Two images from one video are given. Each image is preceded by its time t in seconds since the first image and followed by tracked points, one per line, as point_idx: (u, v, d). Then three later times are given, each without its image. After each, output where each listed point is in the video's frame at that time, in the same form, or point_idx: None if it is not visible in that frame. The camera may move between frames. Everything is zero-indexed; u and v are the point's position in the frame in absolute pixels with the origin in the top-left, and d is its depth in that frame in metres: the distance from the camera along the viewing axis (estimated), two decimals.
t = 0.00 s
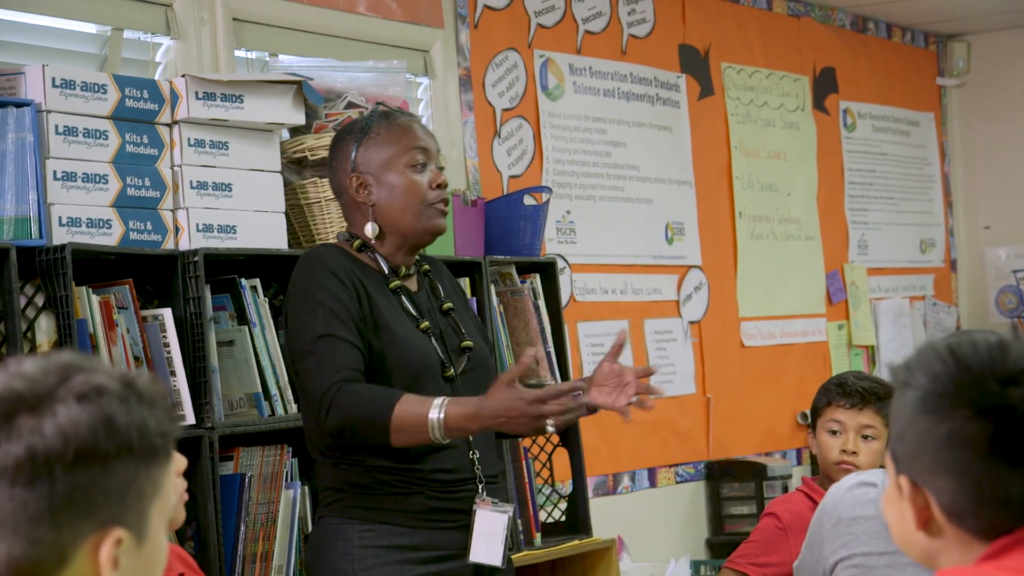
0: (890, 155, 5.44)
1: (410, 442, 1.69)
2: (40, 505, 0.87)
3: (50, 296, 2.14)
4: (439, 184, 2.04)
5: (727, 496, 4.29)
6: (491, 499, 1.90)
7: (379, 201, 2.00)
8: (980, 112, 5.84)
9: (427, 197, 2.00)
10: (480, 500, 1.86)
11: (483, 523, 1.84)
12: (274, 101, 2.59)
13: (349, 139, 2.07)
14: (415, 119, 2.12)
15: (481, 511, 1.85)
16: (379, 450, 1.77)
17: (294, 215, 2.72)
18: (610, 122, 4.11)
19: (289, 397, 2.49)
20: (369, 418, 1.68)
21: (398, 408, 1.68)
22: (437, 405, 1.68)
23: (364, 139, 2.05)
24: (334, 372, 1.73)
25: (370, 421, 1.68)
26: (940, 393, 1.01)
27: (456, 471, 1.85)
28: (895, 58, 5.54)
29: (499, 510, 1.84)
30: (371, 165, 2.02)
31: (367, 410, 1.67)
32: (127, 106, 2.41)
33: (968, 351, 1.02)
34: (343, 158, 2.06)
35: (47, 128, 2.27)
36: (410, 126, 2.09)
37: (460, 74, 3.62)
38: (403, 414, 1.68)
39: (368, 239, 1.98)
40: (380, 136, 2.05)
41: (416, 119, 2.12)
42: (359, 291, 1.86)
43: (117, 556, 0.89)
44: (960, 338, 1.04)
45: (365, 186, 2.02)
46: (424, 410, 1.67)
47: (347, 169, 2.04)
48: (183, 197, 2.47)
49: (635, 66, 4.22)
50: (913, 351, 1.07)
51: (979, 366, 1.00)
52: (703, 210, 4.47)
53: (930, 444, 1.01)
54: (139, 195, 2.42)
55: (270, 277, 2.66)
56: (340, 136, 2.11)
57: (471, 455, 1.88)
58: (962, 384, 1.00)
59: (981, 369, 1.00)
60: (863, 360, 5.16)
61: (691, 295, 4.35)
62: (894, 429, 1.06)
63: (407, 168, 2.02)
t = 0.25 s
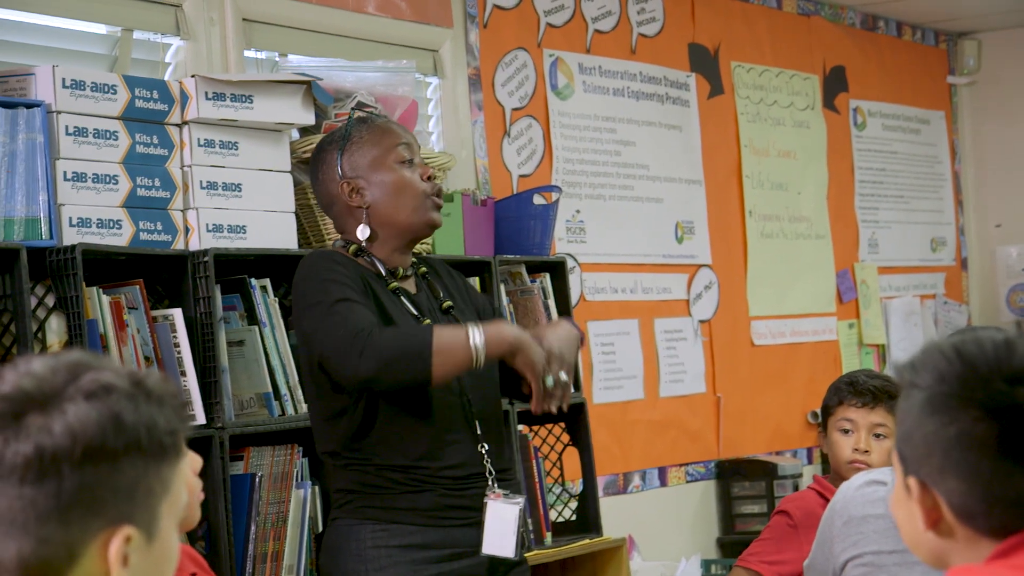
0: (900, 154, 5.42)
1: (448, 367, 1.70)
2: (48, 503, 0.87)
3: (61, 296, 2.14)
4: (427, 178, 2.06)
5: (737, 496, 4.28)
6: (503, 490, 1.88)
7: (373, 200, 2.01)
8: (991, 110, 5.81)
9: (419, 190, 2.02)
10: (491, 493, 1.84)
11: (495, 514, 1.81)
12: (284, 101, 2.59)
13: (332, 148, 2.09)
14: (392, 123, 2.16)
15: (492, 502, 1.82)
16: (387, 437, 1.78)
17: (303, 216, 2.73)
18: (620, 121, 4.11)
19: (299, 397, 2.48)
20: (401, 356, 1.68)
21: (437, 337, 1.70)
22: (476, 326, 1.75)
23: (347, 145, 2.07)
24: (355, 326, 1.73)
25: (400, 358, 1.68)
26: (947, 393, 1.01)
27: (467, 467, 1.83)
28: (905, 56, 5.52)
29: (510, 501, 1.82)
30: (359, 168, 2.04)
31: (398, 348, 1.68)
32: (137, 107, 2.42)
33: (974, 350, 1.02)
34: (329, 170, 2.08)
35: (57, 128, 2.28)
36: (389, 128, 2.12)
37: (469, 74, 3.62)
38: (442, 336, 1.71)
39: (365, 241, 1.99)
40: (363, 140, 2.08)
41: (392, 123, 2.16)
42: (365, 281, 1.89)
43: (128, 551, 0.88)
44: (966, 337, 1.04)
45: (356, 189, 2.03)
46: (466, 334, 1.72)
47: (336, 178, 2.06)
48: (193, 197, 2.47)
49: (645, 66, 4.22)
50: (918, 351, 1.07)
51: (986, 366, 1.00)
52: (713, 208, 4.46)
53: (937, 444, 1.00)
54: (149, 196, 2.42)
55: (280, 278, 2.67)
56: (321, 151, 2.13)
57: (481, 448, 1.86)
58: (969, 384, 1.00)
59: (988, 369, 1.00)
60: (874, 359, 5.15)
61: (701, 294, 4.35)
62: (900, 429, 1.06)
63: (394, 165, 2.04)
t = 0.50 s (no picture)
0: (912, 151, 5.40)
1: (459, 300, 1.72)
2: (54, 500, 0.87)
3: (73, 296, 2.15)
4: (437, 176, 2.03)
5: (749, 494, 4.27)
6: (514, 485, 1.86)
7: (383, 199, 1.99)
8: (1003, 108, 5.78)
9: (429, 189, 2.00)
10: (504, 489, 1.82)
11: (507, 510, 1.80)
12: (295, 100, 2.59)
13: (341, 147, 2.07)
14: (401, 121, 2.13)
15: (504, 498, 1.81)
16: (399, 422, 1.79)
17: (315, 215, 2.73)
18: (631, 120, 4.10)
19: (311, 396, 2.49)
20: (414, 308, 1.68)
21: (442, 278, 1.73)
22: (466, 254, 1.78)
23: (356, 144, 2.04)
24: (366, 295, 1.73)
25: (414, 311, 1.68)
26: (961, 390, 1.00)
27: (479, 464, 1.82)
28: (916, 54, 5.50)
29: (523, 497, 1.81)
30: (368, 167, 2.02)
31: (411, 300, 1.69)
32: (149, 107, 2.42)
33: (991, 347, 1.01)
34: (338, 167, 2.06)
35: (69, 129, 2.29)
36: (398, 127, 2.09)
37: (480, 73, 3.61)
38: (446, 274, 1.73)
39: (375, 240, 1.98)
40: (373, 139, 2.05)
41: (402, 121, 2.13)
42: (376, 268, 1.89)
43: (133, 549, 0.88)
44: (983, 333, 1.03)
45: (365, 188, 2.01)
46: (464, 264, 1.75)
47: (345, 176, 2.03)
48: (205, 197, 2.48)
49: (656, 64, 4.21)
50: (934, 347, 1.06)
51: (1002, 364, 0.99)
52: (725, 207, 4.45)
53: (952, 442, 0.99)
54: (161, 196, 2.42)
55: (291, 277, 2.66)
56: (331, 148, 2.11)
57: (492, 444, 1.85)
58: (984, 382, 0.99)
59: (1004, 367, 0.99)
60: (886, 357, 5.13)
61: (713, 293, 4.34)
62: (917, 426, 1.05)
63: (404, 164, 2.01)
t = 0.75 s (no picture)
0: (924, 149, 5.37)
1: (477, 260, 1.68)
2: (55, 492, 0.87)
3: (85, 296, 2.16)
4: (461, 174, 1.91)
5: (762, 493, 4.25)
6: (523, 485, 1.84)
7: (405, 194, 1.87)
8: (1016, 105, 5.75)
9: (453, 187, 1.88)
10: (513, 488, 1.80)
11: (514, 509, 1.77)
12: (306, 100, 2.59)
13: (364, 135, 1.93)
14: (427, 112, 1.99)
15: (512, 497, 1.78)
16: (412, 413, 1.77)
17: (326, 215, 2.73)
18: (642, 118, 4.09)
19: (323, 395, 2.49)
20: (430, 278, 1.64)
21: (453, 243, 1.67)
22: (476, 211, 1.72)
23: (380, 133, 1.91)
24: (384, 276, 1.70)
25: (431, 285, 1.64)
26: (977, 387, 0.99)
27: (488, 462, 1.80)
28: (928, 52, 5.47)
29: (531, 497, 1.77)
30: (392, 159, 1.89)
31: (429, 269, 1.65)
32: (160, 106, 2.42)
33: (1005, 344, 1.00)
34: (360, 155, 1.93)
35: (81, 129, 2.29)
36: (425, 117, 1.95)
37: (491, 72, 3.61)
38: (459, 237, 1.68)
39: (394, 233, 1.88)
40: (398, 129, 1.92)
41: (428, 112, 1.99)
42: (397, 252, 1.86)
43: (140, 531, 0.86)
44: (997, 331, 1.03)
45: (388, 180, 1.89)
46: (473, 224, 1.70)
47: (367, 165, 1.91)
48: (216, 196, 2.48)
49: (667, 63, 4.20)
50: (951, 344, 1.05)
51: (1017, 360, 0.99)
52: (736, 205, 4.43)
53: (968, 439, 0.98)
54: (173, 195, 2.43)
55: (303, 276, 2.66)
56: (353, 133, 1.97)
57: (501, 443, 1.83)
58: (999, 379, 0.98)
59: (1019, 364, 0.99)
60: (898, 355, 5.10)
61: (724, 291, 4.32)
62: (933, 424, 1.04)
63: (430, 159, 1.89)
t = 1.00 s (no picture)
0: (935, 147, 5.35)
1: (459, 293, 1.61)
2: (61, 490, 0.86)
3: (98, 295, 2.17)
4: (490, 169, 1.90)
5: (773, 491, 4.25)
6: (534, 491, 1.83)
7: (434, 186, 1.86)
8: None
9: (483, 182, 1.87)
10: (523, 493, 1.80)
11: (524, 514, 1.77)
12: (317, 99, 2.59)
13: (392, 127, 1.92)
14: (455, 106, 1.98)
15: (522, 502, 1.78)
16: (423, 427, 1.74)
17: (337, 214, 2.73)
18: (653, 117, 4.08)
19: (334, 395, 2.49)
20: (426, 321, 1.60)
21: (434, 279, 1.61)
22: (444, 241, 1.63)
23: (409, 126, 1.89)
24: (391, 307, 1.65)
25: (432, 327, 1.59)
26: (989, 385, 0.99)
27: (500, 466, 1.80)
28: (940, 49, 5.45)
29: (541, 503, 1.77)
30: (421, 151, 1.87)
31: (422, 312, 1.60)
32: (171, 106, 2.43)
33: (1018, 342, 1.00)
34: (388, 147, 1.91)
35: (92, 128, 2.30)
36: (453, 110, 1.94)
37: (502, 71, 3.60)
38: (437, 277, 1.61)
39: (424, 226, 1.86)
40: (427, 122, 1.90)
41: (456, 105, 1.98)
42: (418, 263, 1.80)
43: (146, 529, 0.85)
44: (1009, 329, 1.02)
45: (416, 172, 1.87)
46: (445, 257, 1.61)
47: (395, 157, 1.89)
48: (227, 196, 2.48)
49: (678, 61, 4.19)
50: (963, 343, 1.05)
51: None
52: (747, 203, 4.42)
53: (980, 437, 0.98)
54: (184, 195, 2.43)
55: (314, 274, 2.64)
56: (381, 126, 1.95)
57: (516, 447, 1.82)
58: (1013, 376, 0.98)
59: None
60: (910, 353, 5.08)
61: (735, 290, 4.31)
62: (946, 422, 1.04)
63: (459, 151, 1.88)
